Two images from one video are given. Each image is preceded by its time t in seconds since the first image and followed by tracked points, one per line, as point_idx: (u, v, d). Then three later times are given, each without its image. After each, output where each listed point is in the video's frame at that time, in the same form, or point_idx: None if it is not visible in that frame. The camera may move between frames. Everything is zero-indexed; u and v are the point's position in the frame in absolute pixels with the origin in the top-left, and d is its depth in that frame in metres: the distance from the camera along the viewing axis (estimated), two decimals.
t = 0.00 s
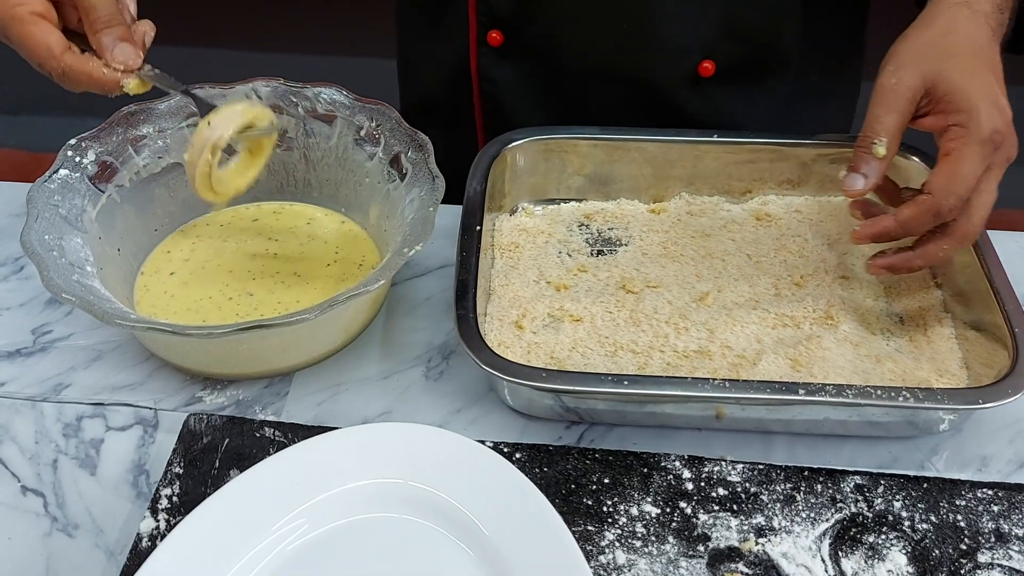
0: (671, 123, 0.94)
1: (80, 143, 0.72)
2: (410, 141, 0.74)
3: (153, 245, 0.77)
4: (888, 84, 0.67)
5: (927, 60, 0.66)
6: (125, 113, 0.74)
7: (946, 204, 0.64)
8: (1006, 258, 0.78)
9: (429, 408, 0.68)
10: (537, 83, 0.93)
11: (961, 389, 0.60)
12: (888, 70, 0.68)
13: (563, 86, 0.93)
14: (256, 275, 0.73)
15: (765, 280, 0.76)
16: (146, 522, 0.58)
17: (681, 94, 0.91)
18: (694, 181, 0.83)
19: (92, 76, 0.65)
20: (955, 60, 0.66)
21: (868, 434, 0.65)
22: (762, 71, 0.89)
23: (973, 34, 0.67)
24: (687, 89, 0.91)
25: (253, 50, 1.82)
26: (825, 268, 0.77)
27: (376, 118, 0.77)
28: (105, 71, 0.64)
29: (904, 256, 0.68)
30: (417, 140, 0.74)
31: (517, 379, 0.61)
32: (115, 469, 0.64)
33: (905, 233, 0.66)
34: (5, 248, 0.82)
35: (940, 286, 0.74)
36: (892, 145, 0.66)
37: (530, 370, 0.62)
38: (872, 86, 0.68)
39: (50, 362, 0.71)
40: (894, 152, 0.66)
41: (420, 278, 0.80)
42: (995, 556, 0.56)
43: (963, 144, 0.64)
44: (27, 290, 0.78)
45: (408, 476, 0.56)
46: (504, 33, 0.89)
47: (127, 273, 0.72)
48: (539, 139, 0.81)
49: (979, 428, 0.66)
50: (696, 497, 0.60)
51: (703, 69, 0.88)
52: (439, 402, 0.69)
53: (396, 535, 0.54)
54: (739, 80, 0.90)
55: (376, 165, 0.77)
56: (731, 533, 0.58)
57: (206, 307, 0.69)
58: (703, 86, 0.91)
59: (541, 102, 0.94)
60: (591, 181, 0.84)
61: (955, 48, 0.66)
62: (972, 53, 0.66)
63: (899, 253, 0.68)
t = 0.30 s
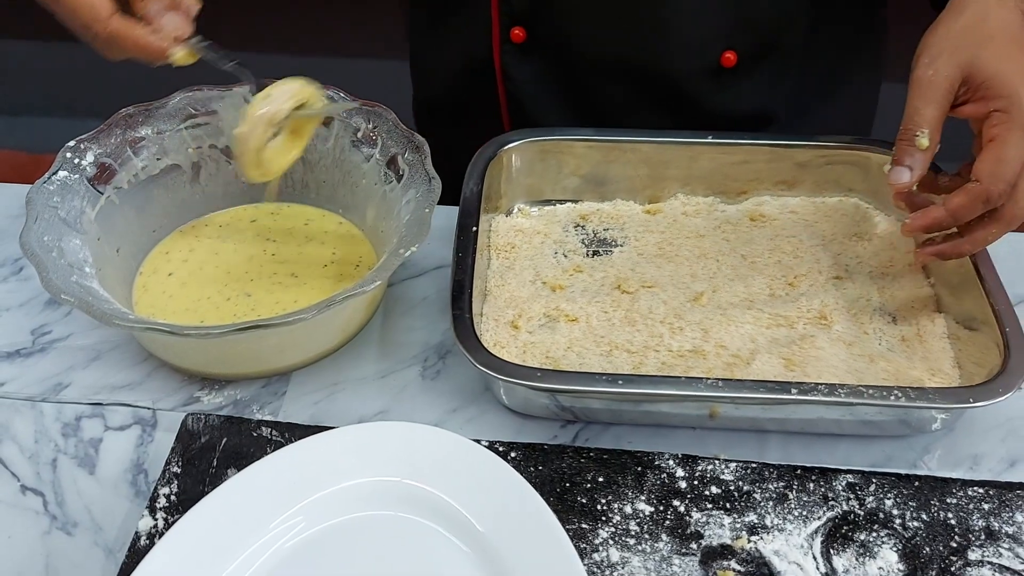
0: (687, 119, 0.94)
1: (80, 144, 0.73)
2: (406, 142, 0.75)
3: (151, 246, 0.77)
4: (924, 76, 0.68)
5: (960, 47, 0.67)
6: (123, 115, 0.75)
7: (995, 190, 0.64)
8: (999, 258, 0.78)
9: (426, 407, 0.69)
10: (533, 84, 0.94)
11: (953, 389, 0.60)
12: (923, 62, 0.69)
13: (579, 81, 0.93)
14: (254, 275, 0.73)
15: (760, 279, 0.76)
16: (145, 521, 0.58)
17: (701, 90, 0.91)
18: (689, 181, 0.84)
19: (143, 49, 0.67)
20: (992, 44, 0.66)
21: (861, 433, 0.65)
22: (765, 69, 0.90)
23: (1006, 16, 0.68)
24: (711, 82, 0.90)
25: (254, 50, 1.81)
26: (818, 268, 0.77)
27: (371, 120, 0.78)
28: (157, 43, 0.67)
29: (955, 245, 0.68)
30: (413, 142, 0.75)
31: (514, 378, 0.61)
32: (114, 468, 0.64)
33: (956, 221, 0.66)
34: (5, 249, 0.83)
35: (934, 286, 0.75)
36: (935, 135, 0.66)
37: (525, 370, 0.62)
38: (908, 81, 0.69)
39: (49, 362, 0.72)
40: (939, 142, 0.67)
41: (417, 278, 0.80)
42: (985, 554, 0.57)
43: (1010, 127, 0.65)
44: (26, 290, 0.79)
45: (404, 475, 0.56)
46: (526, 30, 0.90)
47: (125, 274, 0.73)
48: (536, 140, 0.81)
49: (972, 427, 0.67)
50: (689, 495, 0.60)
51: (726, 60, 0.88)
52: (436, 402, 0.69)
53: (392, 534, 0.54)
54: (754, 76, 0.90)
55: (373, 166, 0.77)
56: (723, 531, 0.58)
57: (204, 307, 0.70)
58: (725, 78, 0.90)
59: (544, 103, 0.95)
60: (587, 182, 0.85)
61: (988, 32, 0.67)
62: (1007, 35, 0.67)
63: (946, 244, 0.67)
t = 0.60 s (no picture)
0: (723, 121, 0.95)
1: (71, 149, 0.74)
2: (394, 145, 0.76)
3: (142, 249, 0.78)
4: (946, 68, 0.68)
5: (982, 39, 0.68)
6: (114, 120, 0.76)
7: (1014, 182, 0.64)
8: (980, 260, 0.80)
9: (412, 408, 0.70)
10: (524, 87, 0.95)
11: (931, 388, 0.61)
12: (944, 54, 0.69)
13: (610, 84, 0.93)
14: (243, 276, 0.74)
15: (743, 281, 0.77)
16: (133, 520, 0.59)
17: (745, 86, 0.91)
18: (675, 184, 0.85)
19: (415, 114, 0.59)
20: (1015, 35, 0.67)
21: (842, 433, 0.66)
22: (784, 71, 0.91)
23: None
24: (754, 80, 0.91)
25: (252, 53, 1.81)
26: (801, 269, 0.78)
27: (361, 123, 0.79)
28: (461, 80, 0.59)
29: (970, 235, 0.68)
30: (401, 145, 0.76)
31: (498, 380, 0.62)
32: (104, 468, 0.65)
33: (975, 212, 0.66)
34: None
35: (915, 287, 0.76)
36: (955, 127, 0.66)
37: (509, 371, 0.63)
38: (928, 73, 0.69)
39: (40, 364, 0.73)
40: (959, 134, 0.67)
41: (405, 280, 0.81)
42: (961, 551, 0.58)
43: None
44: (18, 293, 0.80)
45: (388, 474, 0.57)
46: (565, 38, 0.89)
47: (116, 276, 0.74)
48: (523, 144, 0.82)
49: (951, 426, 0.67)
50: (670, 494, 0.61)
51: (770, 58, 0.89)
52: (422, 403, 0.70)
53: (377, 532, 0.55)
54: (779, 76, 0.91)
55: (361, 170, 0.78)
56: (704, 530, 0.59)
57: (193, 308, 0.71)
58: (768, 75, 0.91)
59: (560, 107, 0.95)
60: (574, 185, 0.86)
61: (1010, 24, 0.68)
62: None
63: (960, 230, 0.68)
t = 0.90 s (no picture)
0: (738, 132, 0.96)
1: (52, 157, 0.76)
2: (370, 153, 0.78)
3: (124, 256, 0.79)
4: (941, 68, 0.69)
5: (978, 39, 0.68)
6: (96, 129, 0.78)
7: (1007, 176, 0.65)
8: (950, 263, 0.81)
9: (388, 412, 0.71)
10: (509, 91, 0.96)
11: (896, 391, 0.62)
12: (939, 54, 0.70)
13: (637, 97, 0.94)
14: (222, 283, 0.75)
15: (716, 285, 0.78)
16: (110, 523, 0.60)
17: (776, 99, 0.92)
18: (650, 190, 0.86)
19: (463, 216, 0.62)
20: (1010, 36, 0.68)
21: (810, 434, 0.67)
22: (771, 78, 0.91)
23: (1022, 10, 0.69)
24: (785, 95, 0.92)
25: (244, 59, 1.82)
26: (772, 275, 0.80)
27: (338, 131, 0.80)
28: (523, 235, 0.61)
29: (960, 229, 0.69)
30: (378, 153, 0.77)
31: (470, 384, 0.63)
32: (84, 472, 0.66)
33: (968, 207, 0.66)
34: None
35: (886, 291, 0.77)
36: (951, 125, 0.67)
37: (480, 375, 0.63)
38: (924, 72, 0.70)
39: (23, 370, 0.74)
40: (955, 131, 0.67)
41: (384, 286, 0.82)
42: (923, 551, 0.59)
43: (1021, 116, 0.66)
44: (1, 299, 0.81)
45: (360, 478, 0.58)
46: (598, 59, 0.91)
47: (98, 284, 0.75)
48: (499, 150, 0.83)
49: (917, 428, 0.69)
50: (639, 496, 0.62)
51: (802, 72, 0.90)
52: (398, 407, 0.71)
53: (347, 534, 0.56)
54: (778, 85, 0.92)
55: (339, 177, 0.80)
56: (670, 531, 0.60)
57: (173, 315, 0.72)
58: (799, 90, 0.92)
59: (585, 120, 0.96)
60: (552, 190, 0.86)
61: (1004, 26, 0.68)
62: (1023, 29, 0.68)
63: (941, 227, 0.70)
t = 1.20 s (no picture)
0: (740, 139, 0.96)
1: (48, 161, 0.75)
2: (366, 156, 0.78)
3: (120, 259, 0.79)
4: (908, 83, 0.69)
5: (946, 51, 0.68)
6: (92, 132, 0.78)
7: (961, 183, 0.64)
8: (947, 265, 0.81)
9: (385, 414, 0.71)
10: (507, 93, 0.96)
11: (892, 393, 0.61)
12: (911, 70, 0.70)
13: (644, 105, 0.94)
14: (218, 285, 0.76)
15: (712, 286, 0.79)
16: (107, 527, 0.60)
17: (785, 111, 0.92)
18: (646, 192, 0.86)
19: None
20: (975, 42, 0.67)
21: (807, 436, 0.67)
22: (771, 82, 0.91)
23: (996, 16, 0.68)
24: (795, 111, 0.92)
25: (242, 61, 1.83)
26: (768, 277, 0.80)
27: (334, 134, 0.81)
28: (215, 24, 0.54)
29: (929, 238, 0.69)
30: (373, 155, 0.77)
31: (466, 386, 0.63)
32: (81, 475, 0.66)
33: (930, 219, 0.66)
34: None
35: (882, 292, 0.77)
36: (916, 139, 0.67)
37: (476, 378, 0.63)
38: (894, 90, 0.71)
39: (20, 373, 0.74)
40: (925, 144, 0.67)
41: (380, 289, 0.82)
42: (919, 553, 0.59)
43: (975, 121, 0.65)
44: None
45: (356, 481, 0.58)
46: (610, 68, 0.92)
47: (95, 287, 0.75)
48: (494, 153, 0.84)
49: (913, 429, 0.69)
50: (635, 497, 0.62)
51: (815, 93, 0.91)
52: (395, 409, 0.71)
53: (344, 537, 0.57)
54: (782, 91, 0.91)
55: (335, 180, 0.80)
56: (666, 532, 0.60)
57: (170, 318, 0.72)
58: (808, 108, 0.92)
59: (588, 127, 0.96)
60: (548, 193, 0.87)
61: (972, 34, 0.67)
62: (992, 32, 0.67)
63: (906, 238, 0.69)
